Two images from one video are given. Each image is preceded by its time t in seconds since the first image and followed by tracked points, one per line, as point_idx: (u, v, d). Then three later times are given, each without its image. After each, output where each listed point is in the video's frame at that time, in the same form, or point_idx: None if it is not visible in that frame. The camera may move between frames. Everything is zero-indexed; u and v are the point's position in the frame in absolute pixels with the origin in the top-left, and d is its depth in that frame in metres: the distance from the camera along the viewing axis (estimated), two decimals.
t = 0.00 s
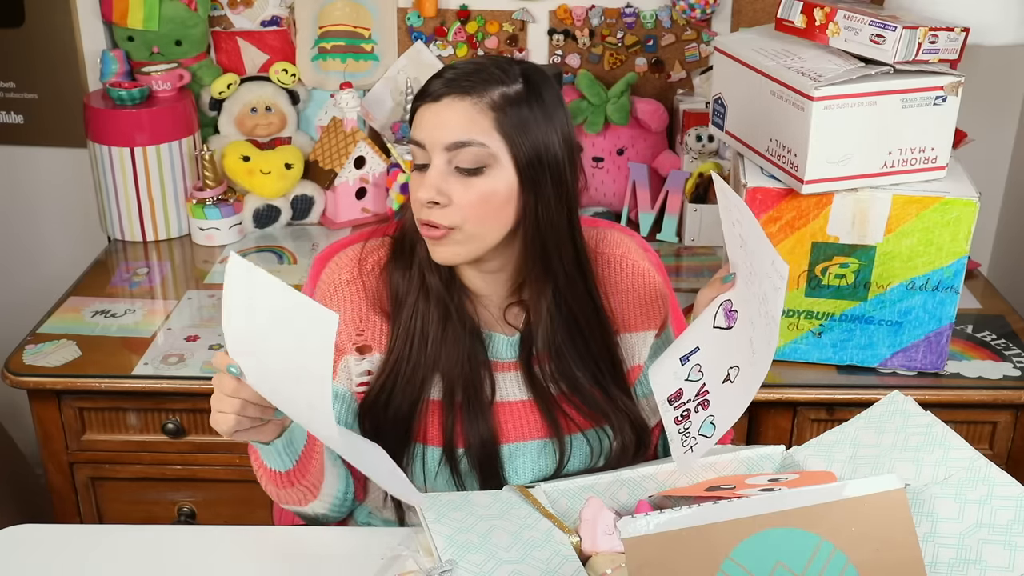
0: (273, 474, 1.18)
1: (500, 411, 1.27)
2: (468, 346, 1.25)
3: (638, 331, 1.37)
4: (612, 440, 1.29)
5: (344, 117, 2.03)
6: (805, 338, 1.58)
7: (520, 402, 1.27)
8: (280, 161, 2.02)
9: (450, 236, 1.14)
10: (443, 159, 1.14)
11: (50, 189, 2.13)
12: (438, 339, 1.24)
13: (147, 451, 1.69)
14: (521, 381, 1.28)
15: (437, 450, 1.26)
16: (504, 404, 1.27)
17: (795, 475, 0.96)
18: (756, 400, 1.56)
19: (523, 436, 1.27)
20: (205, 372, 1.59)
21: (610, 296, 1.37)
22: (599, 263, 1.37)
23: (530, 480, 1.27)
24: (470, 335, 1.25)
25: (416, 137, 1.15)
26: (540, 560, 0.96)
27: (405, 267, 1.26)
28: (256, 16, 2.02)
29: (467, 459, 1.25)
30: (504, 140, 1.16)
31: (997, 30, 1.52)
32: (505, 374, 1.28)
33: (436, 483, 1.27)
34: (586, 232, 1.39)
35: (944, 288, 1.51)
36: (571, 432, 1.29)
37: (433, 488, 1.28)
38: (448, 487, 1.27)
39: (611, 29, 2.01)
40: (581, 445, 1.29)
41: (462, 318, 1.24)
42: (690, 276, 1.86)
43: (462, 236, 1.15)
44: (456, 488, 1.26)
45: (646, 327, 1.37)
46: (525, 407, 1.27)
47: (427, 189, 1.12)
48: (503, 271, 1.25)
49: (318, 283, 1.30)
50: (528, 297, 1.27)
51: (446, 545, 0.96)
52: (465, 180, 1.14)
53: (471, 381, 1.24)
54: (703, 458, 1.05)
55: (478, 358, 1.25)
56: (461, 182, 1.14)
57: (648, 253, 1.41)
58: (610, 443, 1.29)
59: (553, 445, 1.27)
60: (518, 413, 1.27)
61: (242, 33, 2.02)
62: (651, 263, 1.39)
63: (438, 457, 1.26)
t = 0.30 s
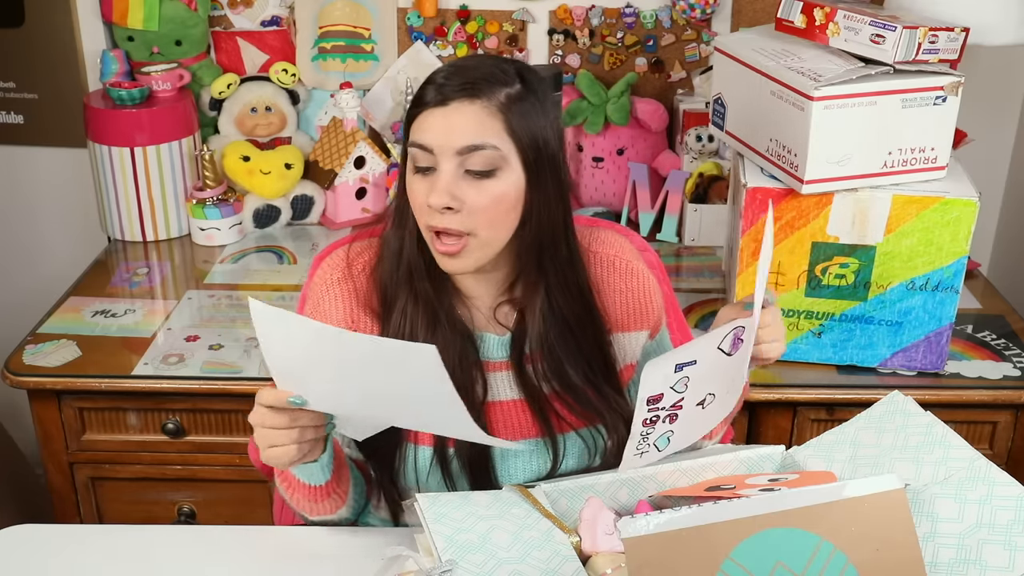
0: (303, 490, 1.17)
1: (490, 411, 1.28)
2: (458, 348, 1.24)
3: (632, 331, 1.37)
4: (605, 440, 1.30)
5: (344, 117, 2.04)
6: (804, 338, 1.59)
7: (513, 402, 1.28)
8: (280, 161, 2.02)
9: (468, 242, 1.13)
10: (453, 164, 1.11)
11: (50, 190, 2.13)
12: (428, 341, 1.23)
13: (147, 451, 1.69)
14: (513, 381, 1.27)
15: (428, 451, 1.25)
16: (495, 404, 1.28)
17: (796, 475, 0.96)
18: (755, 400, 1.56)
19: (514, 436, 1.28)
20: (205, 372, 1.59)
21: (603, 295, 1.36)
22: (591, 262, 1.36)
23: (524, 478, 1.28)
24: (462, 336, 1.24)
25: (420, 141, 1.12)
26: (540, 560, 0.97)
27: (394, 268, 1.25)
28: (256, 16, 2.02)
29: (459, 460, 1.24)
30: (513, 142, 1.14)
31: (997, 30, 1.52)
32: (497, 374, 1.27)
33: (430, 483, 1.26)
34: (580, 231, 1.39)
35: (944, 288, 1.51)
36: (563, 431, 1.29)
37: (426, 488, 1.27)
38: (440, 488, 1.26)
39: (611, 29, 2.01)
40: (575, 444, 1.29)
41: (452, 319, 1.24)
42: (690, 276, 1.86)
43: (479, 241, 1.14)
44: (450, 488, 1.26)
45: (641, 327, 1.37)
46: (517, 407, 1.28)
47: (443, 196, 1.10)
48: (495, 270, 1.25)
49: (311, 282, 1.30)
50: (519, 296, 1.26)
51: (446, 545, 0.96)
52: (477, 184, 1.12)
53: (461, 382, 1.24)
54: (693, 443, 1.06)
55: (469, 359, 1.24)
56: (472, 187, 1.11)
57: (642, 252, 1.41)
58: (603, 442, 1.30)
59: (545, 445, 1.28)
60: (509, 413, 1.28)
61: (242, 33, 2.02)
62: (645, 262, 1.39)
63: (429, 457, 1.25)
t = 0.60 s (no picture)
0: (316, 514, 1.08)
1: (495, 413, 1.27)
2: (462, 350, 1.23)
3: (633, 331, 1.36)
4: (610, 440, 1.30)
5: (344, 117, 2.03)
6: (805, 338, 1.58)
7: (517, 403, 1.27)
8: (280, 161, 2.02)
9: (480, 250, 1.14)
10: (466, 171, 1.11)
11: (50, 190, 2.13)
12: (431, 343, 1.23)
13: (147, 451, 1.69)
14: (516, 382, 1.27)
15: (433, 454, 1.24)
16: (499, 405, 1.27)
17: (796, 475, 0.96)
18: (755, 400, 1.56)
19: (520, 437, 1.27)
20: (205, 372, 1.59)
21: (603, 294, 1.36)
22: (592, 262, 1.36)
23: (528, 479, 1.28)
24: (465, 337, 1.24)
25: (430, 150, 1.11)
26: (540, 560, 0.96)
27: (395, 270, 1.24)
28: (256, 16, 2.02)
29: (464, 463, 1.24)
30: (522, 146, 1.14)
31: (997, 30, 1.52)
32: (500, 375, 1.27)
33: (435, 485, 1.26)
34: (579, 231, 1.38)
35: (944, 288, 1.51)
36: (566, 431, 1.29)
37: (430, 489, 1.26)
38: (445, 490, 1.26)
39: (611, 29, 2.01)
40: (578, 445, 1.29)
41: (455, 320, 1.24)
42: (690, 276, 1.86)
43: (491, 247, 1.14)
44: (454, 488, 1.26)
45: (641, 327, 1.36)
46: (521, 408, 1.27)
47: (460, 205, 1.09)
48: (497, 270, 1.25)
49: (311, 285, 1.30)
50: (524, 297, 1.26)
51: (446, 545, 0.97)
52: (490, 190, 1.12)
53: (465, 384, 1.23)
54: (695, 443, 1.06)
55: (473, 360, 1.24)
56: (486, 194, 1.11)
57: (642, 252, 1.41)
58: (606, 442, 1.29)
59: (550, 446, 1.27)
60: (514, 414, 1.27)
61: (242, 33, 2.02)
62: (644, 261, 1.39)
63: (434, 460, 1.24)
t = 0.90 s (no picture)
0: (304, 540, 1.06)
1: (509, 410, 1.25)
2: (475, 348, 1.23)
3: (647, 334, 1.32)
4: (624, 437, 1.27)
5: (344, 117, 2.03)
6: (805, 338, 1.58)
7: (535, 400, 1.25)
8: (280, 161, 2.02)
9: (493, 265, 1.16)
10: (460, 208, 1.11)
11: (51, 190, 2.13)
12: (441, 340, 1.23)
13: (147, 451, 1.69)
14: (533, 379, 1.25)
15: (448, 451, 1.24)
16: (515, 402, 1.25)
17: (795, 475, 0.96)
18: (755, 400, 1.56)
19: (537, 434, 1.25)
20: (205, 372, 1.59)
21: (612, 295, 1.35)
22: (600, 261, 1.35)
23: (542, 477, 1.27)
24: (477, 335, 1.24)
25: (422, 195, 1.11)
26: (540, 560, 0.98)
27: (405, 270, 1.24)
28: (256, 16, 2.02)
29: (477, 459, 1.24)
30: (507, 166, 1.13)
31: (997, 30, 1.52)
32: (515, 373, 1.26)
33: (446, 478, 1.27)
34: (586, 232, 1.37)
35: (944, 288, 1.51)
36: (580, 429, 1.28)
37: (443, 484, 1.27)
38: (457, 486, 1.27)
39: (611, 29, 2.01)
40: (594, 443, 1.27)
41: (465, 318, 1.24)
42: (690, 276, 1.86)
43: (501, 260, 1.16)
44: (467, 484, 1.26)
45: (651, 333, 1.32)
46: (538, 405, 1.25)
47: (465, 242, 1.10)
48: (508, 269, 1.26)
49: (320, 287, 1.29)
50: (535, 292, 1.27)
51: (447, 546, 0.98)
52: (488, 215, 1.12)
53: (479, 381, 1.22)
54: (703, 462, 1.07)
55: (485, 358, 1.23)
56: (485, 219, 1.12)
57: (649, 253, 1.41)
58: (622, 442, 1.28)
59: (565, 444, 1.25)
60: (530, 411, 1.25)
61: (242, 33, 2.02)
62: (654, 262, 1.39)
63: (449, 456, 1.24)
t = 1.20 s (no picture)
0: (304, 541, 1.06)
1: (510, 410, 1.25)
2: (475, 349, 1.23)
3: (647, 334, 1.32)
4: (625, 437, 1.27)
5: (344, 117, 2.03)
6: (805, 338, 1.58)
7: (534, 401, 1.25)
8: (280, 161, 2.02)
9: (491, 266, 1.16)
10: (458, 206, 1.11)
11: (51, 190, 2.13)
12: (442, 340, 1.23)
13: (147, 451, 1.69)
14: (532, 380, 1.25)
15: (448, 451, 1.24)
16: (515, 403, 1.25)
17: (795, 475, 0.96)
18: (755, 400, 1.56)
19: (537, 434, 1.25)
20: (205, 372, 1.59)
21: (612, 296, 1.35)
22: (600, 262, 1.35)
23: (543, 478, 1.27)
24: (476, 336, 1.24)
25: (421, 192, 1.11)
26: (540, 560, 0.98)
27: (404, 271, 1.24)
28: (256, 16, 2.02)
29: (477, 459, 1.24)
30: (505, 165, 1.13)
31: (997, 30, 1.52)
32: (515, 374, 1.26)
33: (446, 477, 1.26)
34: (586, 232, 1.37)
35: (944, 288, 1.51)
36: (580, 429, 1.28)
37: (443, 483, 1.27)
38: (458, 485, 1.27)
39: (611, 29, 2.01)
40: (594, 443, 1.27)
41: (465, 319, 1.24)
42: (690, 276, 1.86)
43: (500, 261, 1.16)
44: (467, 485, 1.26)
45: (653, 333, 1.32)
46: (537, 405, 1.25)
47: (462, 242, 1.11)
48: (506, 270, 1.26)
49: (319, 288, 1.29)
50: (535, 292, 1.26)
51: (446, 546, 0.98)
52: (486, 215, 1.12)
53: (478, 382, 1.22)
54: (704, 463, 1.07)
55: (485, 358, 1.23)
56: (483, 219, 1.12)
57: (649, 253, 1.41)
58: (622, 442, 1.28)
59: (565, 444, 1.25)
60: (531, 411, 1.25)
61: (242, 33, 2.02)
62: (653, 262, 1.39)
63: (449, 456, 1.24)
